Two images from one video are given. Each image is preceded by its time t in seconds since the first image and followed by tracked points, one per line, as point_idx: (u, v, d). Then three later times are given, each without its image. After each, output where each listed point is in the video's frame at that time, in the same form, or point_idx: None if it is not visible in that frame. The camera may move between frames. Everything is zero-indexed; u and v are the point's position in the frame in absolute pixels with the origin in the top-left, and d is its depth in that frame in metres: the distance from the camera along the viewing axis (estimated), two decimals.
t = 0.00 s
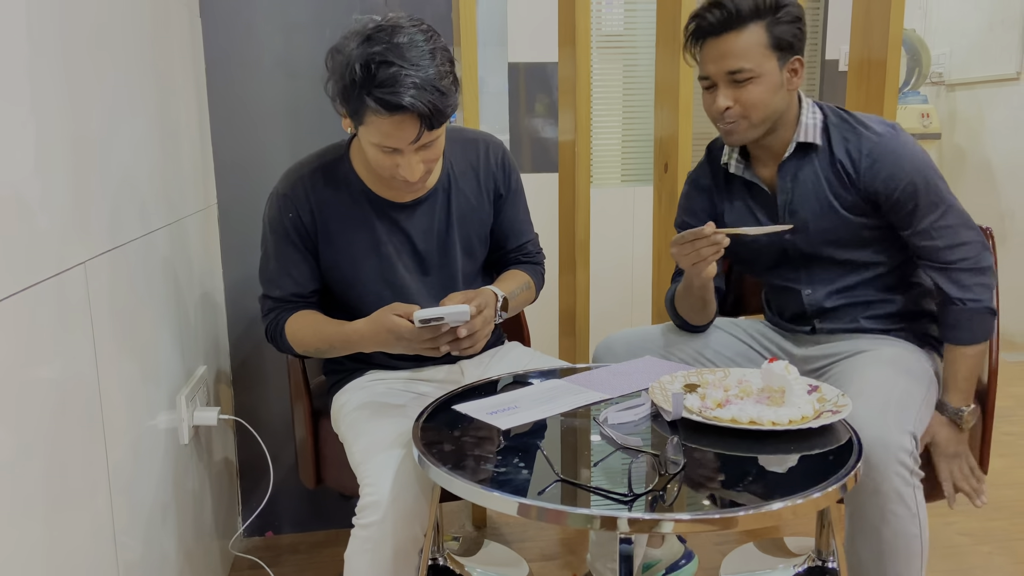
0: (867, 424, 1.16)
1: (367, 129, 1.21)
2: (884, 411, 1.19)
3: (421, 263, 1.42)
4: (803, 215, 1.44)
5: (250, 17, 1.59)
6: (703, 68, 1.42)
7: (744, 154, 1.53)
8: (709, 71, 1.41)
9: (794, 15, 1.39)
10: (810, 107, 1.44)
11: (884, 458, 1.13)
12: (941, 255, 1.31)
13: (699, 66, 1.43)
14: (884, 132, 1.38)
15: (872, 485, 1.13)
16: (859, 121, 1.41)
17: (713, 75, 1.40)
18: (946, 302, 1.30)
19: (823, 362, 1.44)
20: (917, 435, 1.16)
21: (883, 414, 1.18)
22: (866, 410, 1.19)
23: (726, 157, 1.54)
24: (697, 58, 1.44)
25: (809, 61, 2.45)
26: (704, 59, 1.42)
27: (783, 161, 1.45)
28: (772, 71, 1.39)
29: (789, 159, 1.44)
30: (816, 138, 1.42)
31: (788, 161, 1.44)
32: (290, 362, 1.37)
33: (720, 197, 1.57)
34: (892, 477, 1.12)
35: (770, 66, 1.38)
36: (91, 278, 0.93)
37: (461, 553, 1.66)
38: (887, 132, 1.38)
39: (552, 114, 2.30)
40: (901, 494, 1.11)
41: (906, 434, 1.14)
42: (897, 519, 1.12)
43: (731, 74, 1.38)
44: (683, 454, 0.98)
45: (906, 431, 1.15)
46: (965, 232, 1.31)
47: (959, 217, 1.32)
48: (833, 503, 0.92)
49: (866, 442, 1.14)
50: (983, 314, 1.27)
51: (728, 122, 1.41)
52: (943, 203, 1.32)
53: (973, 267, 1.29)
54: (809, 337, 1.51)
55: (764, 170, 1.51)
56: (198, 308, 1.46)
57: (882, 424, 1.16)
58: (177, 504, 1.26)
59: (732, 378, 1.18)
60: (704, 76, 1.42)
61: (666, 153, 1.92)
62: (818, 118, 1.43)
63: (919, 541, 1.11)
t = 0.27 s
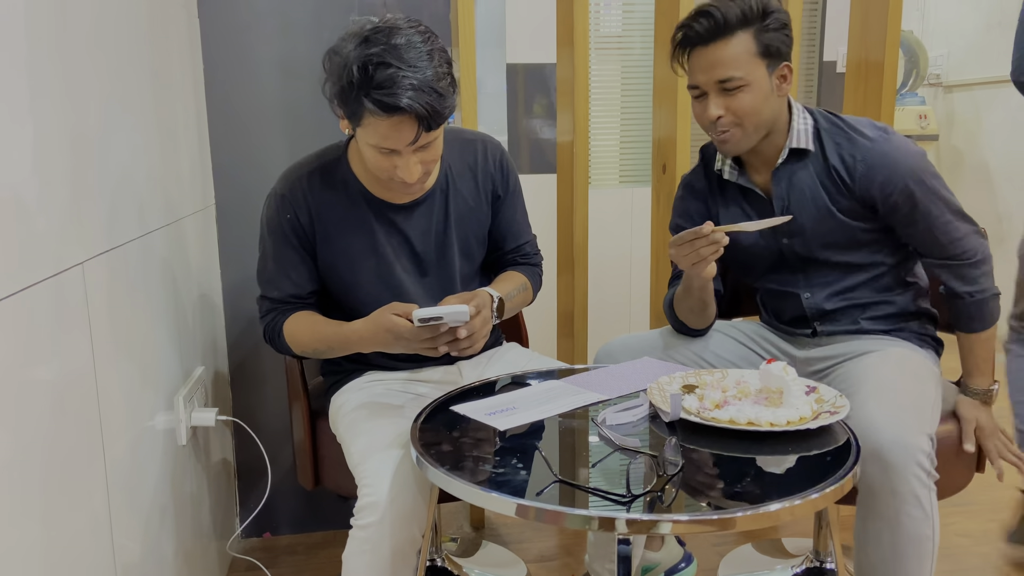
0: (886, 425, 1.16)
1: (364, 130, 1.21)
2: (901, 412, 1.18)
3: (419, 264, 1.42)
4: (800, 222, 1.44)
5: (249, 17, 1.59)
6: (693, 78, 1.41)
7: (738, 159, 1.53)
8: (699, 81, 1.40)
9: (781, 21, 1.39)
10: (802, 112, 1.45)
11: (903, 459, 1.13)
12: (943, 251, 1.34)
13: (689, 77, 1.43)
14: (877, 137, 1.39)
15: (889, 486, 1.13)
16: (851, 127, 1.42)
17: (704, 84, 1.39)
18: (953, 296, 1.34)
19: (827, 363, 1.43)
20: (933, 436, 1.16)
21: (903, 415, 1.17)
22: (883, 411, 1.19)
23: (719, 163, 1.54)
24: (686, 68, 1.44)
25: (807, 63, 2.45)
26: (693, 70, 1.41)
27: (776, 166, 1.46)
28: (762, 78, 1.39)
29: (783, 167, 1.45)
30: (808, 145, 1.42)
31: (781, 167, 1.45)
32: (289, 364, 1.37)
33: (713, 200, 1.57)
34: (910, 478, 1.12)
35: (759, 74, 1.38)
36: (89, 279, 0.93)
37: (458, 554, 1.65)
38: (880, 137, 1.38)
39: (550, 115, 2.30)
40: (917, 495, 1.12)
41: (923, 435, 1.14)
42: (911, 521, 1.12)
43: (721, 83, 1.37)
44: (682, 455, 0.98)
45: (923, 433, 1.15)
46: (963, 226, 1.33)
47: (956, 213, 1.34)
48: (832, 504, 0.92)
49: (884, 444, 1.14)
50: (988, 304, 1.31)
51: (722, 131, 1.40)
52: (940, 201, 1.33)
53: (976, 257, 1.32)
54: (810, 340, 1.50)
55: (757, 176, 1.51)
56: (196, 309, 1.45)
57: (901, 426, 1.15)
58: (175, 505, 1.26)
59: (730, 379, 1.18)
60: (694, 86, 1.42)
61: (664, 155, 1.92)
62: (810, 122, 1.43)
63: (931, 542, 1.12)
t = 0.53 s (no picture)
0: (906, 426, 1.15)
1: (364, 129, 1.21)
2: (919, 412, 1.17)
3: (417, 265, 1.42)
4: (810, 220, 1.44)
5: (246, 18, 1.59)
6: (719, 81, 1.39)
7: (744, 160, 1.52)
8: (728, 84, 1.38)
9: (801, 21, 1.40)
10: (812, 111, 1.46)
11: (922, 461, 1.12)
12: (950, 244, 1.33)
13: (713, 79, 1.40)
14: (887, 133, 1.40)
15: (906, 487, 1.12)
16: (862, 123, 1.43)
17: (733, 87, 1.37)
18: (954, 283, 1.33)
19: (831, 364, 1.43)
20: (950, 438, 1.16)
21: (923, 417, 1.16)
22: (902, 412, 1.18)
23: (724, 164, 1.53)
24: (708, 71, 1.41)
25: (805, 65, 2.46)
26: (719, 73, 1.39)
27: (787, 166, 1.46)
28: (789, 78, 1.39)
29: (793, 163, 1.45)
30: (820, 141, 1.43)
31: (792, 165, 1.45)
32: (285, 364, 1.37)
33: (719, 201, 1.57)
34: (928, 481, 1.12)
35: (786, 74, 1.38)
36: (86, 279, 0.93)
37: (456, 555, 1.65)
38: (890, 133, 1.40)
39: (548, 116, 2.31)
40: (933, 498, 1.12)
41: (941, 437, 1.14)
42: (926, 523, 1.12)
43: (753, 84, 1.36)
44: (680, 455, 0.98)
45: (941, 435, 1.15)
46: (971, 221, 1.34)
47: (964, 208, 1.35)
48: (830, 505, 0.92)
49: (905, 445, 1.13)
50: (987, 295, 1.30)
51: (755, 133, 1.39)
52: (950, 195, 1.34)
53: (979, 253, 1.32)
54: (815, 340, 1.49)
55: (767, 177, 1.51)
56: (194, 309, 1.45)
57: (920, 426, 1.15)
58: (173, 506, 1.25)
59: (728, 380, 1.18)
60: (720, 89, 1.40)
61: (662, 155, 1.92)
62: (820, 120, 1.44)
63: (943, 544, 1.12)
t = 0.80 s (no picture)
0: (904, 425, 1.15)
1: (366, 123, 1.21)
2: (916, 412, 1.18)
3: (415, 265, 1.42)
4: (820, 225, 1.44)
5: (245, 18, 1.59)
6: (735, 84, 1.36)
7: (752, 162, 1.52)
8: (744, 88, 1.35)
9: (821, 26, 1.38)
10: (826, 113, 1.45)
11: (919, 461, 1.12)
12: (967, 240, 1.34)
13: (729, 82, 1.37)
14: (908, 135, 1.40)
15: (904, 488, 1.12)
16: (881, 125, 1.43)
17: (750, 91, 1.35)
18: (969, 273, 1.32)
19: (829, 365, 1.44)
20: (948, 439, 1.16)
21: (920, 416, 1.17)
22: (900, 411, 1.19)
23: (733, 165, 1.53)
24: (723, 73, 1.38)
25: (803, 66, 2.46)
26: (735, 76, 1.36)
27: (801, 170, 1.45)
28: (806, 84, 1.36)
29: (809, 165, 1.44)
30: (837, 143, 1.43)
31: (806, 171, 1.45)
32: (284, 365, 1.36)
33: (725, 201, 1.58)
34: (926, 481, 1.11)
35: (804, 80, 1.36)
36: (83, 279, 0.93)
37: (454, 555, 1.65)
38: (910, 135, 1.40)
39: (546, 116, 2.31)
40: (931, 498, 1.11)
41: (939, 437, 1.13)
42: (924, 523, 1.11)
43: (770, 90, 1.34)
44: (678, 455, 0.98)
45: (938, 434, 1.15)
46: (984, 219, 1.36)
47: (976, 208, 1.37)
48: (827, 505, 0.92)
49: (903, 445, 1.13)
50: (999, 276, 1.30)
51: (768, 139, 1.37)
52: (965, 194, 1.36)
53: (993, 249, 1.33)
54: (814, 344, 1.50)
55: (778, 181, 1.50)
56: (192, 309, 1.45)
57: (918, 427, 1.15)
58: (170, 506, 1.25)
59: (726, 380, 1.18)
60: (736, 93, 1.37)
61: (660, 156, 1.92)
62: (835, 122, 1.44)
63: (940, 545, 1.12)
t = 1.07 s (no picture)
0: (907, 428, 1.15)
1: (375, 120, 1.21)
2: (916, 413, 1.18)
3: (414, 265, 1.42)
4: (819, 239, 1.41)
5: (244, 17, 1.59)
6: (741, 96, 1.31)
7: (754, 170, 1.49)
8: (750, 101, 1.30)
9: (834, 38, 1.32)
10: (834, 125, 1.41)
11: (921, 463, 1.12)
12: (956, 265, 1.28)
13: (735, 94, 1.32)
14: (912, 153, 1.35)
15: (906, 489, 1.12)
16: (886, 140, 1.38)
17: (756, 104, 1.30)
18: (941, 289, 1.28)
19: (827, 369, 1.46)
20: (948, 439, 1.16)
21: (922, 419, 1.17)
22: (902, 413, 1.18)
23: (735, 172, 1.49)
24: (730, 84, 1.33)
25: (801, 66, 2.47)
26: (741, 87, 1.31)
27: (805, 185, 1.41)
28: (816, 97, 1.31)
29: (812, 181, 1.40)
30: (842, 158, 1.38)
31: (808, 189, 1.41)
32: (282, 365, 1.36)
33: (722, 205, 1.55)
34: (928, 482, 1.11)
35: (813, 95, 1.31)
36: (82, 279, 0.93)
37: (453, 556, 1.65)
38: (915, 153, 1.34)
39: (545, 117, 2.31)
40: (933, 499, 1.11)
41: (941, 439, 1.13)
42: (926, 524, 1.11)
43: (777, 104, 1.29)
44: (677, 456, 0.99)
45: (941, 436, 1.15)
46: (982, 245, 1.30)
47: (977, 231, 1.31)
48: (826, 505, 0.92)
49: (905, 447, 1.13)
50: (960, 304, 1.25)
51: (774, 154, 1.32)
52: (966, 216, 1.30)
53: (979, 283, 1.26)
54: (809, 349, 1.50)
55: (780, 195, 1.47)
56: (190, 309, 1.45)
57: (920, 428, 1.15)
58: (169, 507, 1.25)
59: (725, 381, 1.18)
60: (742, 105, 1.32)
61: (659, 156, 1.92)
62: (842, 135, 1.40)
63: (942, 546, 1.12)
